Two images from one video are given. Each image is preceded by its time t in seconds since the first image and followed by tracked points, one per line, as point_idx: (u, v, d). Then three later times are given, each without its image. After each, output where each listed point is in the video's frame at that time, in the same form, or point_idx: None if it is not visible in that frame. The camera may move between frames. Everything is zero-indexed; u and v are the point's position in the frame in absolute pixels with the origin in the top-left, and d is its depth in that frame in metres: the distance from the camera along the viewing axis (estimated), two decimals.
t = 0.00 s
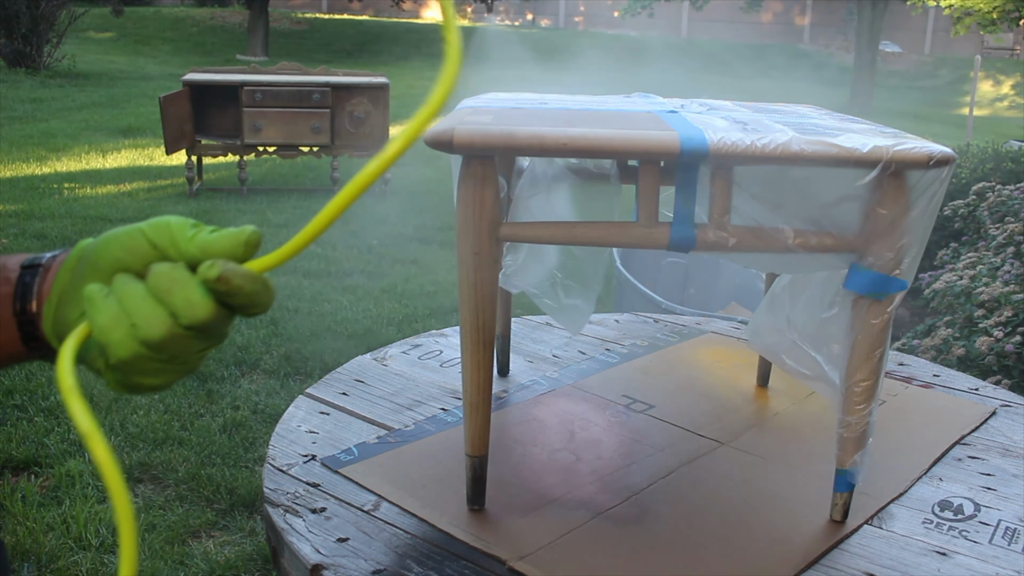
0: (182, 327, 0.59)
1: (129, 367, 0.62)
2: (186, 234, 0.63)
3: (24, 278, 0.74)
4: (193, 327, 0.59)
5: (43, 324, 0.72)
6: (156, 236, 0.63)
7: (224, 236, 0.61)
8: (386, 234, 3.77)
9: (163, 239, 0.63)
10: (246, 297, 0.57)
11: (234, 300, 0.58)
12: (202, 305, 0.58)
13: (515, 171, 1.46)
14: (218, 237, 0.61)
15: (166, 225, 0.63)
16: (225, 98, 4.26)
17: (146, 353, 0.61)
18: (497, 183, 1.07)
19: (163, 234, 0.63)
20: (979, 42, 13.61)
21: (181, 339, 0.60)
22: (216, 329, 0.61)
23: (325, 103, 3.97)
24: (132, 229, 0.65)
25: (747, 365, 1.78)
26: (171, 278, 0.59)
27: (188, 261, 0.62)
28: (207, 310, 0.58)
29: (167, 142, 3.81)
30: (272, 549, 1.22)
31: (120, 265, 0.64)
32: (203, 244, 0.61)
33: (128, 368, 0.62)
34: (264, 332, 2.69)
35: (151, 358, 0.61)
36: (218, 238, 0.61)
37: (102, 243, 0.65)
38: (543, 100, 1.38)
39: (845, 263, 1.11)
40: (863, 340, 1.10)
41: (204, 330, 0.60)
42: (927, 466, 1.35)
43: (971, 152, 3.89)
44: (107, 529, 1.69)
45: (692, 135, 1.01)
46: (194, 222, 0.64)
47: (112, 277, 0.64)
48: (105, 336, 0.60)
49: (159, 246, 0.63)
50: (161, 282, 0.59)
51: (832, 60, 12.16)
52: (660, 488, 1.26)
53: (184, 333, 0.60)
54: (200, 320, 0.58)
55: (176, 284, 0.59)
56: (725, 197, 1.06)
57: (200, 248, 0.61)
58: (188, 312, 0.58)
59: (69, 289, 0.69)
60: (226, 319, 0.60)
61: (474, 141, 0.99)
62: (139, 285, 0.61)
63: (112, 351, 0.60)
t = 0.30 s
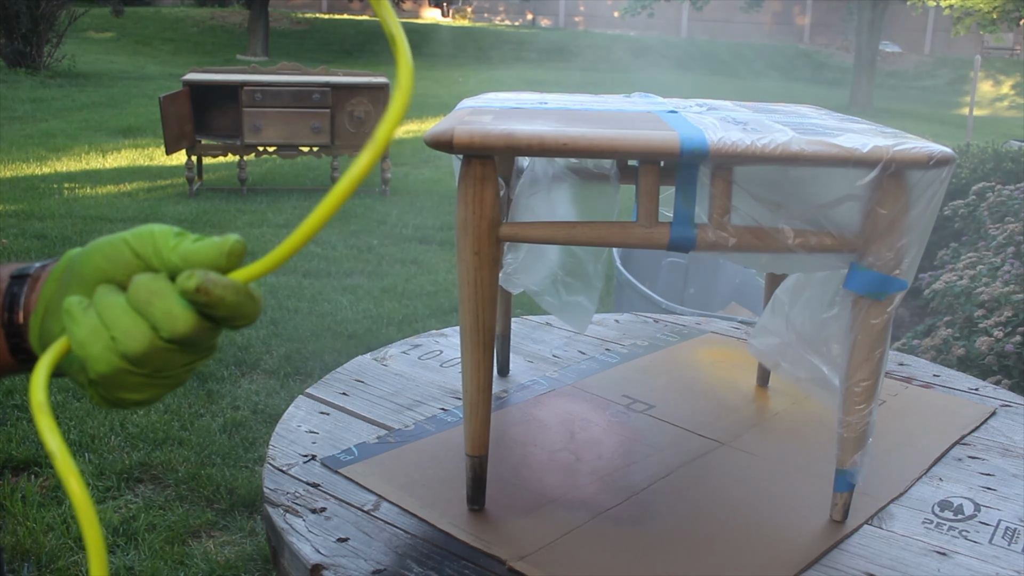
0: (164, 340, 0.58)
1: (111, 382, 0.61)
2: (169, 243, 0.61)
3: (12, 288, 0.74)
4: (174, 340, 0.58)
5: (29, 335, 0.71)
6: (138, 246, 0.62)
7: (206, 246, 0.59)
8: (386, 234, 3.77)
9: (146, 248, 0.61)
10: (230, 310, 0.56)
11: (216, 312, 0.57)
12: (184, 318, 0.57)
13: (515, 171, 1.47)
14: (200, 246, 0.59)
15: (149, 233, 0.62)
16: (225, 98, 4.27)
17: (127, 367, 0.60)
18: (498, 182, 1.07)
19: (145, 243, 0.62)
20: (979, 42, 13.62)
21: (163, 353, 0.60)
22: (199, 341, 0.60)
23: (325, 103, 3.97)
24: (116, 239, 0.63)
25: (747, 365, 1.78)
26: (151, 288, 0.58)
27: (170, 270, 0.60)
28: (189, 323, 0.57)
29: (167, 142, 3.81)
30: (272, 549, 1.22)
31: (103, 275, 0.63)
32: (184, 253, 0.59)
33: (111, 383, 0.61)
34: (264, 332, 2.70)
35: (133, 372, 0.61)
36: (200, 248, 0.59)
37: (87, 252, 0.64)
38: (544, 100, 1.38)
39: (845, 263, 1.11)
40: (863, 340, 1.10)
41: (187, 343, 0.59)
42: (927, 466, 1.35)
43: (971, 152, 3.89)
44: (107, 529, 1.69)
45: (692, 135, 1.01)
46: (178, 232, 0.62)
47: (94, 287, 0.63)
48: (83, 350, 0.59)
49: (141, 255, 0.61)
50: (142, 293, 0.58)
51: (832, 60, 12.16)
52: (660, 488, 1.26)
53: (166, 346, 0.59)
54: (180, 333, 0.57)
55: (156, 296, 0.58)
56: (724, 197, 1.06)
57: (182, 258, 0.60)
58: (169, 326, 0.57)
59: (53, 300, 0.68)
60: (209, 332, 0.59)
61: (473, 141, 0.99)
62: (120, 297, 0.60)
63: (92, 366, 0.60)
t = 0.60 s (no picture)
0: (173, 325, 0.57)
1: (118, 365, 0.59)
2: (174, 237, 0.61)
3: (6, 285, 0.72)
4: (183, 324, 0.57)
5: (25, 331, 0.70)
6: (142, 240, 0.61)
7: (210, 237, 0.60)
8: (386, 234, 3.77)
9: (150, 243, 0.61)
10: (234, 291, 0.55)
11: (222, 294, 0.56)
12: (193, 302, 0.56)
13: (515, 171, 1.47)
14: (205, 238, 0.60)
15: (153, 229, 0.61)
16: (225, 99, 4.27)
17: (136, 351, 0.58)
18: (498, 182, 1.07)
19: (149, 238, 0.61)
20: (979, 42, 13.62)
21: (172, 337, 0.58)
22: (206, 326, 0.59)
23: (325, 103, 3.98)
24: (118, 234, 0.62)
25: (747, 365, 1.78)
26: (159, 276, 0.57)
27: (176, 262, 0.60)
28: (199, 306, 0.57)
29: (167, 142, 3.81)
30: (272, 548, 1.22)
31: (106, 268, 0.62)
32: (191, 245, 0.59)
33: (117, 367, 0.59)
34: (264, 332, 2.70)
35: (142, 356, 0.59)
36: (204, 240, 0.60)
37: (89, 247, 0.63)
38: (544, 100, 1.38)
39: (845, 263, 1.11)
40: (863, 340, 1.10)
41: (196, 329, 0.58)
42: (927, 466, 1.35)
43: (971, 152, 3.89)
44: (107, 529, 1.69)
45: (692, 135, 1.01)
46: (181, 228, 0.62)
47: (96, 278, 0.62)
48: (95, 333, 0.58)
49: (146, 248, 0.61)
50: (150, 280, 0.57)
51: (832, 60, 12.16)
52: (660, 488, 1.26)
53: (174, 331, 0.58)
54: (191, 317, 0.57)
55: (165, 283, 0.57)
56: (724, 197, 1.06)
57: (189, 249, 0.59)
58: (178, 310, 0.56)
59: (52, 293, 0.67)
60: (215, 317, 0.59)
61: (473, 141, 0.99)
62: (129, 285, 0.58)
63: (101, 348, 0.58)
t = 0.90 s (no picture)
0: (173, 335, 0.58)
1: (119, 373, 0.60)
2: (173, 248, 0.61)
3: (2, 292, 0.72)
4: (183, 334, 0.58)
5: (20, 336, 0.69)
6: (140, 250, 0.62)
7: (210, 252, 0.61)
8: (386, 234, 3.77)
9: (149, 253, 0.61)
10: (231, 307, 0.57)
11: (218, 308, 0.57)
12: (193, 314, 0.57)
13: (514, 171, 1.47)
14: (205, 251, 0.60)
15: (153, 239, 0.62)
16: (226, 99, 4.26)
17: (138, 360, 0.59)
18: (498, 182, 1.07)
19: (148, 248, 0.62)
20: (980, 42, 13.62)
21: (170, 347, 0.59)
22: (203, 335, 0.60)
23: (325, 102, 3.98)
24: (118, 245, 0.63)
25: (747, 365, 1.77)
26: (161, 289, 0.59)
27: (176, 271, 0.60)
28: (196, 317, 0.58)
29: (167, 142, 3.81)
30: (272, 548, 1.22)
31: (104, 277, 0.62)
32: (190, 256, 0.60)
33: (116, 377, 0.60)
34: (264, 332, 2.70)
35: (142, 366, 0.60)
36: (204, 253, 0.61)
37: (87, 257, 0.63)
38: (544, 100, 1.37)
39: (845, 264, 1.11)
40: (864, 340, 1.09)
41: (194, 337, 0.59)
42: (927, 466, 1.35)
43: (972, 152, 3.90)
44: (107, 529, 1.69)
45: (692, 135, 1.01)
46: (180, 239, 0.63)
47: (94, 288, 0.62)
48: (98, 343, 0.58)
49: (142, 257, 0.61)
50: (150, 293, 0.58)
51: (832, 60, 12.16)
52: (660, 488, 1.26)
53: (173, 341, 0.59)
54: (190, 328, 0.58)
55: (166, 294, 0.58)
56: (724, 198, 1.06)
57: (185, 261, 0.60)
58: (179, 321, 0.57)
59: (48, 300, 0.66)
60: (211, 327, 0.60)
61: (473, 141, 0.98)
62: (129, 295, 0.59)
63: (104, 358, 0.59)
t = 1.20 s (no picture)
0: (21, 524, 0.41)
1: None
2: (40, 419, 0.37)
3: None
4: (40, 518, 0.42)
5: None
6: None
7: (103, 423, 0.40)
8: (389, 233, 3.79)
9: None
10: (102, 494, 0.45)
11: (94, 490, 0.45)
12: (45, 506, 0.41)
13: (515, 171, 1.47)
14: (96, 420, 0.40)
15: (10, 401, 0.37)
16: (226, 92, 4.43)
17: None
18: (500, 181, 1.07)
19: None
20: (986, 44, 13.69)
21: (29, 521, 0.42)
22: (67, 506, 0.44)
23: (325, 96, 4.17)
24: None
25: (749, 365, 1.77)
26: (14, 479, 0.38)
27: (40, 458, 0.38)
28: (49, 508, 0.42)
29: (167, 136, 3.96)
30: (274, 548, 1.22)
31: None
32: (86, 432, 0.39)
33: None
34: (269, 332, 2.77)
35: None
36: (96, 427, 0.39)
37: None
38: (546, 100, 1.37)
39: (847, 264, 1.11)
40: (867, 340, 1.10)
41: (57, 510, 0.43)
42: (928, 466, 1.35)
43: (975, 152, 3.92)
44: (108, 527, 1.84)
45: (693, 135, 1.01)
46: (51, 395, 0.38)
47: None
48: None
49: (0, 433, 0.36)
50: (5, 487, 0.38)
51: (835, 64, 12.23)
52: (662, 488, 1.26)
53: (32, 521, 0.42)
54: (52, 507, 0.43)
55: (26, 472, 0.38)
56: (725, 197, 1.06)
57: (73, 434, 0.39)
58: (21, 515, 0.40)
59: None
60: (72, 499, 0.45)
61: (476, 141, 0.98)
62: None
63: None
